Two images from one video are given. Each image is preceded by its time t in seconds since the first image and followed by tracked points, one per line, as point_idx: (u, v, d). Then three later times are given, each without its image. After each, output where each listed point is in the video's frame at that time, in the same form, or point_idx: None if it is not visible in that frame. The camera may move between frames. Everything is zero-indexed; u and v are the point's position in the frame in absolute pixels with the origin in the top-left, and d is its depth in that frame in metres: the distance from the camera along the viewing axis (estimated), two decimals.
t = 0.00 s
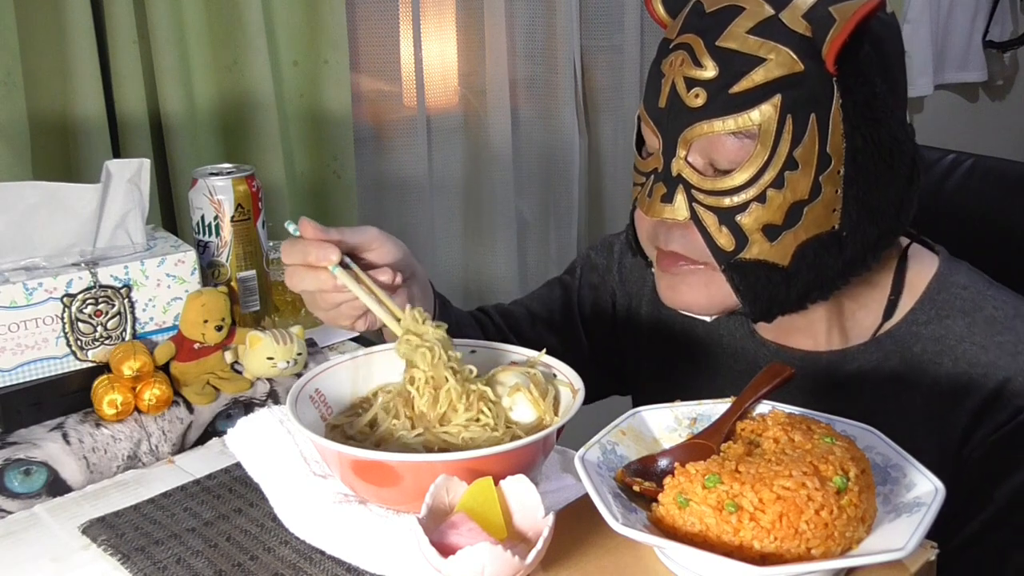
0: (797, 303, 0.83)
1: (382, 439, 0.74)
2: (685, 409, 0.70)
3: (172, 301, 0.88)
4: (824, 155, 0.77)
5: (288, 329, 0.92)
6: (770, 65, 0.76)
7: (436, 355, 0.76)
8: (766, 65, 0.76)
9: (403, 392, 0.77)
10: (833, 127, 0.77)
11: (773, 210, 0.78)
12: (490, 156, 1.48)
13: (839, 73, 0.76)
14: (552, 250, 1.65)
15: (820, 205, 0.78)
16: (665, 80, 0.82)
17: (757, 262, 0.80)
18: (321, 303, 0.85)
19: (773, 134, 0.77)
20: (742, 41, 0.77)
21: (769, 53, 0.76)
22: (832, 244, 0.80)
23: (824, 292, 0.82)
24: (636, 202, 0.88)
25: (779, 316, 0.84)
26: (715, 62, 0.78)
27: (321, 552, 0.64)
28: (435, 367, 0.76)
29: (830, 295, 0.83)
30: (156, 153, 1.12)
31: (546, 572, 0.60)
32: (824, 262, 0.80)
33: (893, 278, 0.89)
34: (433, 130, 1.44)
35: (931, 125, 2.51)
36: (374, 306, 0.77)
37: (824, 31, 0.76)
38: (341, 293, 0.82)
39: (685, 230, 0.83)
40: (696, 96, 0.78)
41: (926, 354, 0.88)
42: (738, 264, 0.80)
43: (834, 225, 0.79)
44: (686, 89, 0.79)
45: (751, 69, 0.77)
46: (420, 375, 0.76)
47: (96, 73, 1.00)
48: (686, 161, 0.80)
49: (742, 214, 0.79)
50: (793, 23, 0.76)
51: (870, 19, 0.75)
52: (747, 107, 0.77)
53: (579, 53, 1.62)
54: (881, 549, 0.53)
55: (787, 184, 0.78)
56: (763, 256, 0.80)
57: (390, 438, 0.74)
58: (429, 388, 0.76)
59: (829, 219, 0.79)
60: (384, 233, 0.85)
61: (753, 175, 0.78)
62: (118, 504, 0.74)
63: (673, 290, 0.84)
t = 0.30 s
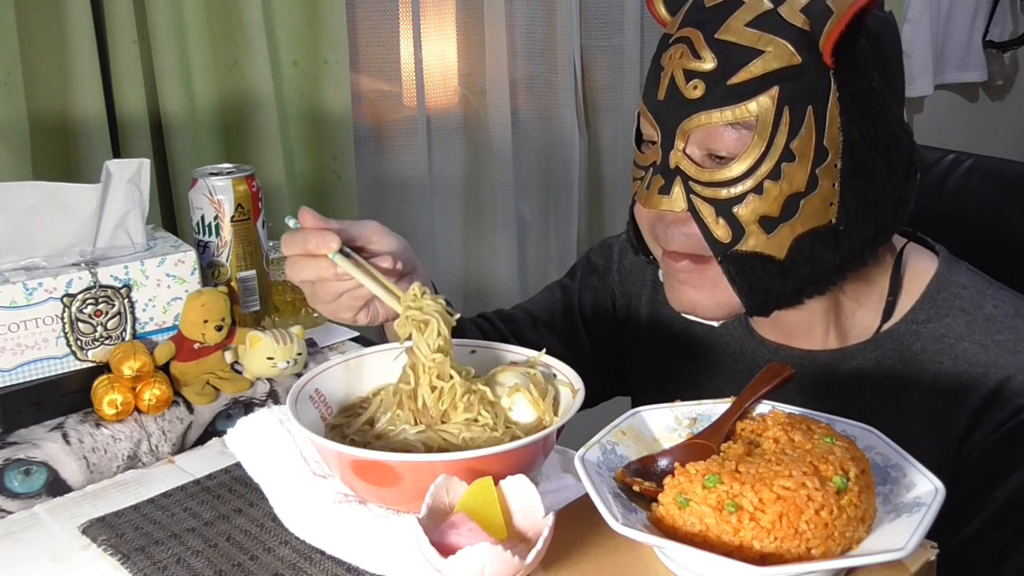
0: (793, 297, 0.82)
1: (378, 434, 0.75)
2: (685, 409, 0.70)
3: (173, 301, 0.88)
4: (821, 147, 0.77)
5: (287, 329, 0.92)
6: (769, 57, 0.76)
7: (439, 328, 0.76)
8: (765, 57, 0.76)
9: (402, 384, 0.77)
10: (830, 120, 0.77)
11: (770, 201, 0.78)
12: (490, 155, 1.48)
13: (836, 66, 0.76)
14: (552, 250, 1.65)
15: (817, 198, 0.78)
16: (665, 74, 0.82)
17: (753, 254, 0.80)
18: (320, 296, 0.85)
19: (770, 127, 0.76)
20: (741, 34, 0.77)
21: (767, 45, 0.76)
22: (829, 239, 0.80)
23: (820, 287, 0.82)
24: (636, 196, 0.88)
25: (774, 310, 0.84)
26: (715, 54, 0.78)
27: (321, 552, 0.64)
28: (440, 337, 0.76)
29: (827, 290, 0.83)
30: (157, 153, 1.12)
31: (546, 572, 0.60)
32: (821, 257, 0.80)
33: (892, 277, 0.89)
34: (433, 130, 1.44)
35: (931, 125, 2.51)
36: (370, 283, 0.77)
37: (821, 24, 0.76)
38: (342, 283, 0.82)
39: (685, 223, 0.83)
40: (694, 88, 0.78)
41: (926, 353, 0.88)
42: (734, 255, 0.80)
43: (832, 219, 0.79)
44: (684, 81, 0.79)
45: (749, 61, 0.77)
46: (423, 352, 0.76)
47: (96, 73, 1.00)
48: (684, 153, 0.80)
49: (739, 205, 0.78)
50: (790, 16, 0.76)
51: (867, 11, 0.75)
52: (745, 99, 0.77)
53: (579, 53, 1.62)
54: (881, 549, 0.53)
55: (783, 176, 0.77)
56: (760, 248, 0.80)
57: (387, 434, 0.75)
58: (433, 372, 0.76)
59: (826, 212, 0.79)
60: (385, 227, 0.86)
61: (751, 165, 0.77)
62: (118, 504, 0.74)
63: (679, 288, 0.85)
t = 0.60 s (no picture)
0: (793, 293, 0.82)
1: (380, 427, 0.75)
2: (685, 409, 0.70)
3: (173, 301, 0.88)
4: (823, 143, 0.77)
5: (287, 329, 0.92)
6: (771, 54, 0.76)
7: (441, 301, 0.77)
8: (767, 53, 0.76)
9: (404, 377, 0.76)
10: (831, 116, 0.77)
11: (772, 196, 0.78)
12: (490, 155, 1.48)
13: (839, 63, 0.77)
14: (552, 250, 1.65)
15: (819, 194, 0.78)
16: (667, 71, 0.81)
17: (754, 250, 0.80)
18: (320, 283, 0.83)
19: (772, 123, 0.76)
20: (743, 30, 0.77)
21: (769, 41, 0.76)
22: (829, 235, 0.80)
23: (819, 284, 0.82)
24: (637, 193, 0.88)
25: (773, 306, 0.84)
26: (717, 51, 0.78)
27: (321, 552, 0.64)
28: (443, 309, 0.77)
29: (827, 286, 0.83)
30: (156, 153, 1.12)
31: (546, 572, 0.60)
32: (822, 253, 0.80)
33: (893, 278, 0.89)
34: (433, 130, 1.44)
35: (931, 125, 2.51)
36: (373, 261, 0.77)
37: (823, 20, 0.76)
38: (343, 271, 0.81)
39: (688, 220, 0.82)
40: (697, 85, 0.78)
41: (928, 353, 0.88)
42: (736, 251, 0.80)
43: (833, 216, 0.79)
44: (687, 78, 0.79)
45: (752, 57, 0.77)
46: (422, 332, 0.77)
47: (96, 74, 1.00)
48: (686, 149, 0.80)
49: (742, 201, 0.78)
50: (793, 13, 0.76)
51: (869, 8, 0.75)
52: (748, 94, 0.76)
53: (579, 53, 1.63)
54: (881, 549, 0.53)
55: (786, 171, 0.77)
56: (761, 244, 0.80)
57: (388, 426, 0.75)
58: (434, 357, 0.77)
59: (827, 209, 0.79)
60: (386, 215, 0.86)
61: (754, 160, 0.77)
62: (118, 504, 0.74)
63: (679, 282, 0.86)
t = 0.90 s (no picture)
0: (795, 292, 0.82)
1: (379, 429, 0.75)
2: (685, 409, 0.70)
3: (172, 301, 0.88)
4: (824, 140, 0.77)
5: (287, 329, 0.92)
6: (772, 50, 0.76)
7: (443, 259, 0.78)
8: (769, 49, 0.76)
9: (401, 380, 0.77)
10: (833, 113, 0.77)
11: (773, 193, 0.78)
12: (490, 155, 1.48)
13: (840, 59, 0.77)
14: (552, 250, 1.65)
15: (820, 191, 0.78)
16: (669, 69, 0.82)
17: (756, 247, 0.80)
18: (321, 259, 0.81)
19: (773, 119, 0.76)
20: (744, 27, 0.78)
21: (771, 38, 0.77)
22: (831, 232, 0.79)
23: (821, 282, 0.82)
24: (638, 191, 0.88)
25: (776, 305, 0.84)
26: (719, 48, 0.78)
27: (321, 552, 0.64)
28: (442, 268, 0.77)
29: (829, 283, 0.83)
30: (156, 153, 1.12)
31: (546, 572, 0.60)
32: (823, 252, 0.80)
33: (894, 277, 0.89)
34: (433, 130, 1.43)
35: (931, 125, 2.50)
36: (374, 230, 0.76)
37: (825, 17, 0.77)
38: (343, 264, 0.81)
39: (688, 218, 0.82)
40: (699, 81, 0.78)
41: (929, 353, 0.88)
42: (738, 248, 0.80)
43: (834, 213, 0.79)
44: (689, 74, 0.79)
45: (753, 54, 0.77)
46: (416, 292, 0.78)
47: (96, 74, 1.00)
48: (688, 146, 0.80)
49: (744, 197, 0.78)
50: (794, 11, 0.77)
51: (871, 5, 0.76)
52: (749, 90, 0.77)
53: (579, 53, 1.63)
54: (881, 549, 0.53)
55: (787, 168, 0.77)
56: (763, 241, 0.80)
57: (386, 428, 0.75)
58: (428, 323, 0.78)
59: (829, 206, 0.79)
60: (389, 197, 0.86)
61: (756, 156, 0.77)
62: (118, 504, 0.74)
63: (679, 280, 0.85)
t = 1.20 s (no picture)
0: (799, 290, 0.82)
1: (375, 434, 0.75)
2: (685, 409, 0.70)
3: (173, 301, 0.88)
4: (827, 137, 0.77)
5: (287, 329, 0.92)
6: (775, 47, 0.76)
7: (437, 220, 0.76)
8: (771, 46, 0.77)
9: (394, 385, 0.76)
10: (835, 111, 0.77)
11: (776, 190, 0.78)
12: (490, 155, 1.47)
13: (843, 56, 0.77)
14: (552, 250, 1.65)
15: (823, 189, 0.78)
16: (672, 66, 0.82)
17: (759, 245, 0.79)
18: (316, 234, 0.81)
19: (776, 116, 0.76)
20: (747, 24, 0.78)
21: (774, 36, 0.77)
22: (833, 230, 0.79)
23: (824, 280, 0.82)
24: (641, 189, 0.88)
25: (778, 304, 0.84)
26: (722, 45, 0.78)
27: (321, 552, 0.65)
28: (434, 229, 0.76)
29: (831, 282, 0.83)
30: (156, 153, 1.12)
31: (546, 572, 0.60)
32: (825, 251, 0.80)
33: (895, 277, 0.90)
34: (433, 130, 1.43)
35: (931, 125, 2.50)
36: (371, 199, 0.75)
37: (828, 14, 0.76)
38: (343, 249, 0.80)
39: (690, 215, 0.82)
40: (701, 78, 0.79)
41: (931, 354, 0.88)
42: (740, 246, 0.80)
43: (837, 211, 0.79)
44: (692, 71, 0.80)
45: (756, 51, 0.77)
46: (410, 256, 0.77)
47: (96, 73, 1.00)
48: (690, 143, 0.80)
49: (746, 194, 0.78)
50: (797, 8, 0.77)
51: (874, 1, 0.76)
52: (751, 88, 0.77)
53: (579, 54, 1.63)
54: (881, 549, 0.53)
55: (790, 165, 0.77)
56: (766, 239, 0.79)
57: (385, 432, 0.74)
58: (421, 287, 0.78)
59: (832, 204, 0.78)
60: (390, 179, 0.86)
61: (759, 153, 0.77)
62: (118, 504, 0.74)
63: (678, 278, 0.84)
